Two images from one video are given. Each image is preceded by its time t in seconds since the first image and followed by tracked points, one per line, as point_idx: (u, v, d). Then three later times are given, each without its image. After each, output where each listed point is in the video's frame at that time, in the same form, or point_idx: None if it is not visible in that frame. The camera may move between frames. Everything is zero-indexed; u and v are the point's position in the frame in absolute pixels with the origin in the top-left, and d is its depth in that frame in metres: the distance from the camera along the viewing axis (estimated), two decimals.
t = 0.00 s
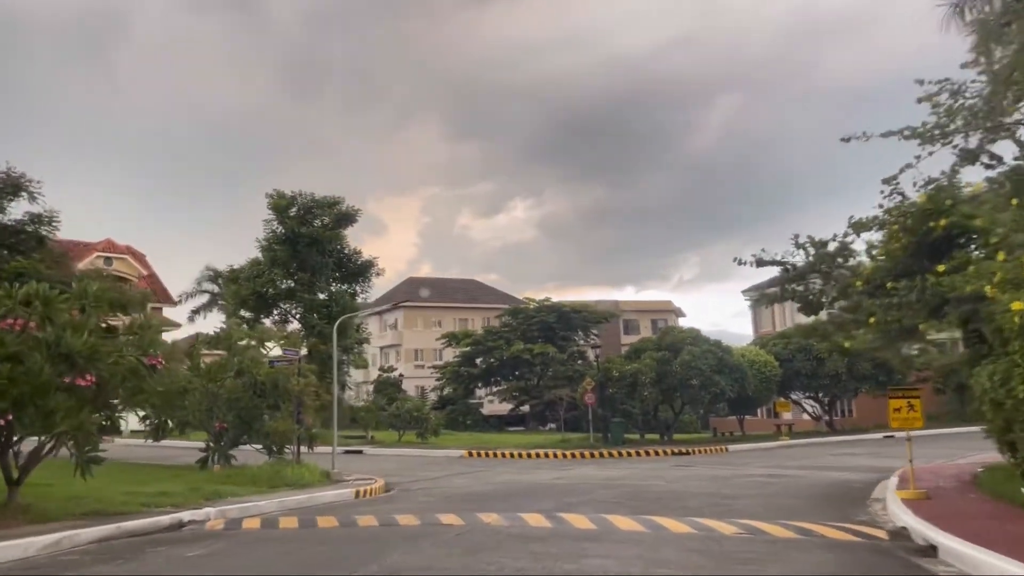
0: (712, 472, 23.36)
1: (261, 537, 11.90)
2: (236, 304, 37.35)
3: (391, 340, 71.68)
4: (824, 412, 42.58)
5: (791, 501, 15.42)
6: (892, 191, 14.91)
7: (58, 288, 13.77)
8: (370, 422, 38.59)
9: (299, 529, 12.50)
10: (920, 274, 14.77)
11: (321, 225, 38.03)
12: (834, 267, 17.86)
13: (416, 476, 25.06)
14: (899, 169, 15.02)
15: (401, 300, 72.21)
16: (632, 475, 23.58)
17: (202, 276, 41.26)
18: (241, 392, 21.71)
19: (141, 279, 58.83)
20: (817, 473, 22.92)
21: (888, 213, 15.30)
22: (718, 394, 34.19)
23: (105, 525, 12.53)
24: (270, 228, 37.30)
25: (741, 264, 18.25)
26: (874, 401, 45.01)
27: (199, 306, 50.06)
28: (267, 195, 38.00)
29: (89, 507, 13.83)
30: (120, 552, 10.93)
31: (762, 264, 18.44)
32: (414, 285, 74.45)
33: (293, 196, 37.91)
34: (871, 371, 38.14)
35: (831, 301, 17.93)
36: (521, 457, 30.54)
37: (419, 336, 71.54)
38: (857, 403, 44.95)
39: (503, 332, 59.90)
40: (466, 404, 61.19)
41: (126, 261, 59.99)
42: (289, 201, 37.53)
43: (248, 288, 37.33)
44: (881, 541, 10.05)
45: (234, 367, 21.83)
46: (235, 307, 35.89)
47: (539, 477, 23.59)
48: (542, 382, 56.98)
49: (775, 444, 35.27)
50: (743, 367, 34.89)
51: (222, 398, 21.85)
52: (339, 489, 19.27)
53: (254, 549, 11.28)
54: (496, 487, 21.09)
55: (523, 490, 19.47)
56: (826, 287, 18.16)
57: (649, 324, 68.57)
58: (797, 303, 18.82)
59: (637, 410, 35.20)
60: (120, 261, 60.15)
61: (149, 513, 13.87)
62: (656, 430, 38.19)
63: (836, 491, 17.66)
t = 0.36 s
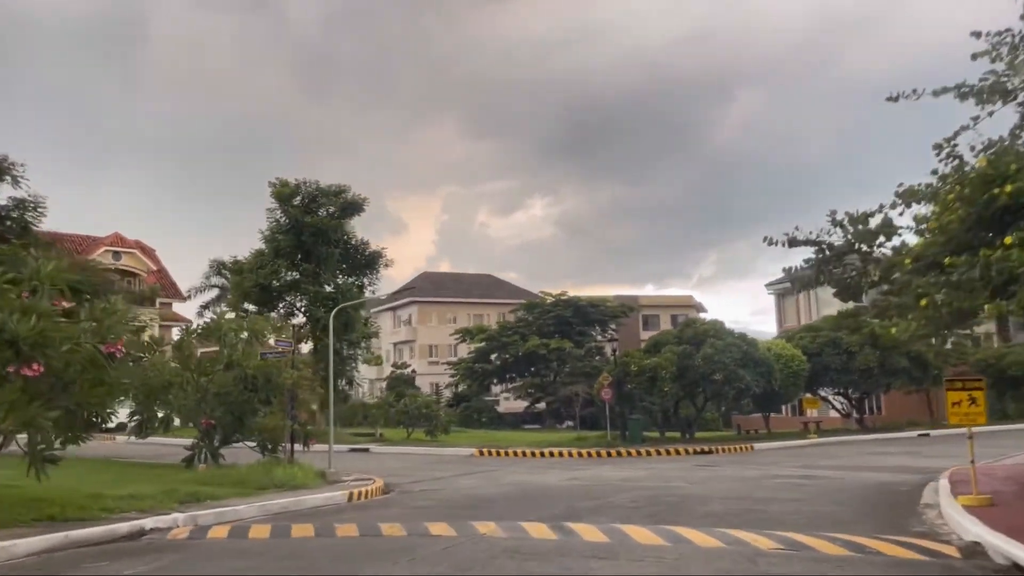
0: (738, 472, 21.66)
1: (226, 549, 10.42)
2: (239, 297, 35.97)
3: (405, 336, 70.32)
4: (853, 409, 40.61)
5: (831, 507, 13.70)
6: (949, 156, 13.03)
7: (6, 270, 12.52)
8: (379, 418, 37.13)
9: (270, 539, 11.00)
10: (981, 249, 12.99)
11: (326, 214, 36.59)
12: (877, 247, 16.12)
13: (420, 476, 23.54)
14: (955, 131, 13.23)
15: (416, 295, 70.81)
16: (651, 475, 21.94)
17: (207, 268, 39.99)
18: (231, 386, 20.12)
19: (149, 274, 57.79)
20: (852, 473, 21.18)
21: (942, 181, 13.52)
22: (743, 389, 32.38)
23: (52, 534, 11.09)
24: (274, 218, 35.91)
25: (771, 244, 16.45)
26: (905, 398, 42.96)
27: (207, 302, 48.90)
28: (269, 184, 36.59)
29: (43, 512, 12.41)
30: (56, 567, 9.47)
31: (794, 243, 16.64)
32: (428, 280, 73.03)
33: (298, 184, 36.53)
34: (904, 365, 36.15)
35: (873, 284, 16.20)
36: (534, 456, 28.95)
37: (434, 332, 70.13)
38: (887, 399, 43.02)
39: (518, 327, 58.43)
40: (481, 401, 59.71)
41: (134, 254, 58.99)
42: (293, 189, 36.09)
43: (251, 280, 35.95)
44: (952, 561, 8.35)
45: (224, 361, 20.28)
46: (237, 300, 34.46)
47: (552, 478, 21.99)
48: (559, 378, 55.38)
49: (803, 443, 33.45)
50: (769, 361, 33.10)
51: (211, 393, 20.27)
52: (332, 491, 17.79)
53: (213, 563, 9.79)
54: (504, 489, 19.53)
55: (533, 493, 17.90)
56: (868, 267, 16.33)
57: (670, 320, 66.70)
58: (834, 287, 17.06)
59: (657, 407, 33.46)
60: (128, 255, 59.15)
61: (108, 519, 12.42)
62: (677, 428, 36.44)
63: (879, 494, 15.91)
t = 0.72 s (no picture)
0: (767, 473, 20.09)
1: (185, 562, 9.11)
2: (244, 289, 34.67)
3: (420, 331, 69.02)
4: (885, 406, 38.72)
5: (875, 515, 12.18)
6: (1012, 114, 11.40)
7: None
8: (389, 415, 35.76)
9: (236, 549, 9.67)
10: None
11: (334, 203, 35.29)
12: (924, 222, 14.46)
13: (426, 475, 22.16)
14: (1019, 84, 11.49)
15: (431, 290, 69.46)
16: (672, 475, 20.43)
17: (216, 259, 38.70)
18: (222, 379, 18.94)
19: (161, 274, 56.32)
20: (891, 474, 19.56)
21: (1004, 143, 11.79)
22: (770, 385, 30.68)
23: None
24: (280, 207, 34.63)
25: (805, 222, 14.80)
26: (940, 394, 41.01)
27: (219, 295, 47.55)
28: (275, 171, 35.29)
29: None
30: None
31: (831, 221, 14.98)
32: (444, 275, 71.66)
33: (305, 172, 35.21)
34: (941, 360, 34.21)
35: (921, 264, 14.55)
36: (548, 455, 27.46)
37: (450, 328, 68.79)
38: (918, 396, 41.24)
39: (535, 322, 57.13)
40: (496, 398, 58.57)
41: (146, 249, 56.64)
42: (300, 178, 34.78)
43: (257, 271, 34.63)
44: None
45: (215, 352, 19.00)
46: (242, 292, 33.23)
47: (565, 479, 20.51)
48: (577, 375, 53.82)
49: (833, 441, 31.73)
50: (797, 355, 31.40)
51: (199, 386, 19.04)
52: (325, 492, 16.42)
53: None
54: (514, 491, 18.12)
55: (544, 495, 16.47)
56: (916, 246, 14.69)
57: (692, 315, 64.90)
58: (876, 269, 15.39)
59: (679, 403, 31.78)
60: (139, 249, 56.55)
61: (63, 525, 11.13)
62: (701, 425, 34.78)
63: (926, 500, 14.34)
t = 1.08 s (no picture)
0: (790, 476, 18.74)
1: None
2: (245, 284, 33.59)
3: (430, 330, 67.88)
4: (910, 406, 37.14)
5: (916, 527, 10.87)
6: None
7: None
8: (394, 414, 34.55)
9: (188, 565, 8.49)
10: None
11: (336, 195, 34.27)
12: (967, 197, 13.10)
13: (427, 478, 20.95)
14: None
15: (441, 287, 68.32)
16: (688, 479, 19.12)
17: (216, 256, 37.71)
18: (207, 374, 17.88)
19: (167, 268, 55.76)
20: (925, 478, 18.17)
21: None
22: (791, 384, 29.24)
23: None
24: (280, 199, 33.59)
25: (834, 203, 13.42)
26: (967, 394, 39.37)
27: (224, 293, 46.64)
28: (275, 163, 34.27)
29: None
30: None
31: (861, 201, 13.60)
32: (455, 272, 70.53)
33: (306, 164, 34.20)
34: (971, 358, 32.62)
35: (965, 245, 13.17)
36: (557, 456, 26.19)
37: (460, 326, 67.64)
38: (944, 396, 39.70)
39: (546, 319, 55.92)
40: (507, 398, 56.87)
41: (151, 245, 56.06)
42: (301, 169, 33.73)
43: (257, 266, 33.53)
44: None
45: (199, 347, 17.92)
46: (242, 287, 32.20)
47: (573, 483, 19.26)
48: (589, 374, 52.50)
49: (856, 443, 30.28)
50: (818, 352, 30.01)
51: (184, 383, 17.94)
52: (312, 496, 15.27)
53: None
54: (518, 495, 16.87)
55: (549, 500, 15.23)
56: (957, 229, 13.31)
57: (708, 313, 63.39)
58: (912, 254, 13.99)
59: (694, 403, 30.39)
60: (145, 246, 55.89)
61: (7, 534, 10.01)
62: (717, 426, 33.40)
63: (969, 509, 12.98)
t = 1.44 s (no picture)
0: (807, 480, 17.49)
1: None
2: (239, 279, 32.47)
3: (436, 328, 66.76)
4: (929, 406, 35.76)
5: (954, 542, 9.65)
6: None
7: None
8: (393, 413, 33.38)
9: None
10: None
11: (334, 187, 33.20)
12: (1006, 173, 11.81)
13: (421, 481, 19.80)
14: None
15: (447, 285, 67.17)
16: (697, 483, 17.89)
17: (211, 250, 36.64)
18: (183, 371, 16.73)
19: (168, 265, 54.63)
20: (953, 483, 16.90)
21: None
22: (806, 382, 27.92)
23: None
24: (276, 191, 32.53)
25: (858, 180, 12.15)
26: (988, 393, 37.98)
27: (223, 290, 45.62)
28: (271, 153, 33.18)
29: None
30: None
31: (888, 179, 12.31)
32: (460, 269, 69.38)
33: (302, 155, 33.14)
34: (994, 355, 31.19)
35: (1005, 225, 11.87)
36: (560, 457, 25.01)
37: (466, 324, 66.51)
38: (962, 396, 38.32)
39: (553, 317, 54.75)
40: (513, 397, 55.44)
41: (151, 241, 54.86)
42: (298, 160, 32.65)
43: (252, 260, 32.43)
44: None
45: (176, 341, 16.86)
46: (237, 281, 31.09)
47: (574, 487, 18.07)
48: (597, 373, 51.26)
49: (874, 444, 28.95)
50: (834, 349, 28.73)
51: (156, 381, 16.72)
52: (289, 502, 14.16)
53: None
54: (514, 500, 15.71)
55: (546, 506, 14.03)
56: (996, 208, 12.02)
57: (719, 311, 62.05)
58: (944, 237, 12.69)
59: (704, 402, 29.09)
60: (145, 242, 54.60)
61: None
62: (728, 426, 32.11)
63: (1008, 519, 11.73)
